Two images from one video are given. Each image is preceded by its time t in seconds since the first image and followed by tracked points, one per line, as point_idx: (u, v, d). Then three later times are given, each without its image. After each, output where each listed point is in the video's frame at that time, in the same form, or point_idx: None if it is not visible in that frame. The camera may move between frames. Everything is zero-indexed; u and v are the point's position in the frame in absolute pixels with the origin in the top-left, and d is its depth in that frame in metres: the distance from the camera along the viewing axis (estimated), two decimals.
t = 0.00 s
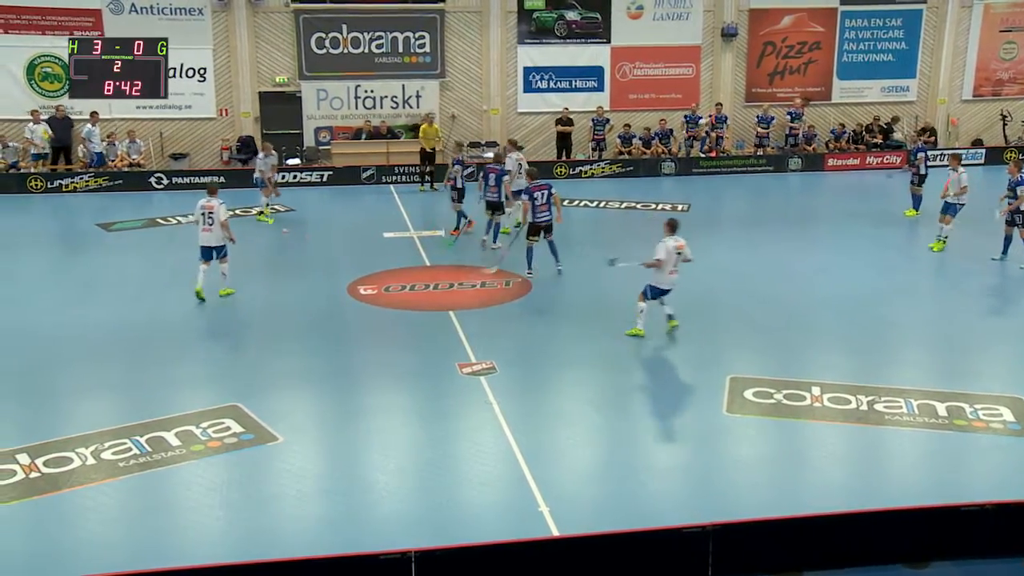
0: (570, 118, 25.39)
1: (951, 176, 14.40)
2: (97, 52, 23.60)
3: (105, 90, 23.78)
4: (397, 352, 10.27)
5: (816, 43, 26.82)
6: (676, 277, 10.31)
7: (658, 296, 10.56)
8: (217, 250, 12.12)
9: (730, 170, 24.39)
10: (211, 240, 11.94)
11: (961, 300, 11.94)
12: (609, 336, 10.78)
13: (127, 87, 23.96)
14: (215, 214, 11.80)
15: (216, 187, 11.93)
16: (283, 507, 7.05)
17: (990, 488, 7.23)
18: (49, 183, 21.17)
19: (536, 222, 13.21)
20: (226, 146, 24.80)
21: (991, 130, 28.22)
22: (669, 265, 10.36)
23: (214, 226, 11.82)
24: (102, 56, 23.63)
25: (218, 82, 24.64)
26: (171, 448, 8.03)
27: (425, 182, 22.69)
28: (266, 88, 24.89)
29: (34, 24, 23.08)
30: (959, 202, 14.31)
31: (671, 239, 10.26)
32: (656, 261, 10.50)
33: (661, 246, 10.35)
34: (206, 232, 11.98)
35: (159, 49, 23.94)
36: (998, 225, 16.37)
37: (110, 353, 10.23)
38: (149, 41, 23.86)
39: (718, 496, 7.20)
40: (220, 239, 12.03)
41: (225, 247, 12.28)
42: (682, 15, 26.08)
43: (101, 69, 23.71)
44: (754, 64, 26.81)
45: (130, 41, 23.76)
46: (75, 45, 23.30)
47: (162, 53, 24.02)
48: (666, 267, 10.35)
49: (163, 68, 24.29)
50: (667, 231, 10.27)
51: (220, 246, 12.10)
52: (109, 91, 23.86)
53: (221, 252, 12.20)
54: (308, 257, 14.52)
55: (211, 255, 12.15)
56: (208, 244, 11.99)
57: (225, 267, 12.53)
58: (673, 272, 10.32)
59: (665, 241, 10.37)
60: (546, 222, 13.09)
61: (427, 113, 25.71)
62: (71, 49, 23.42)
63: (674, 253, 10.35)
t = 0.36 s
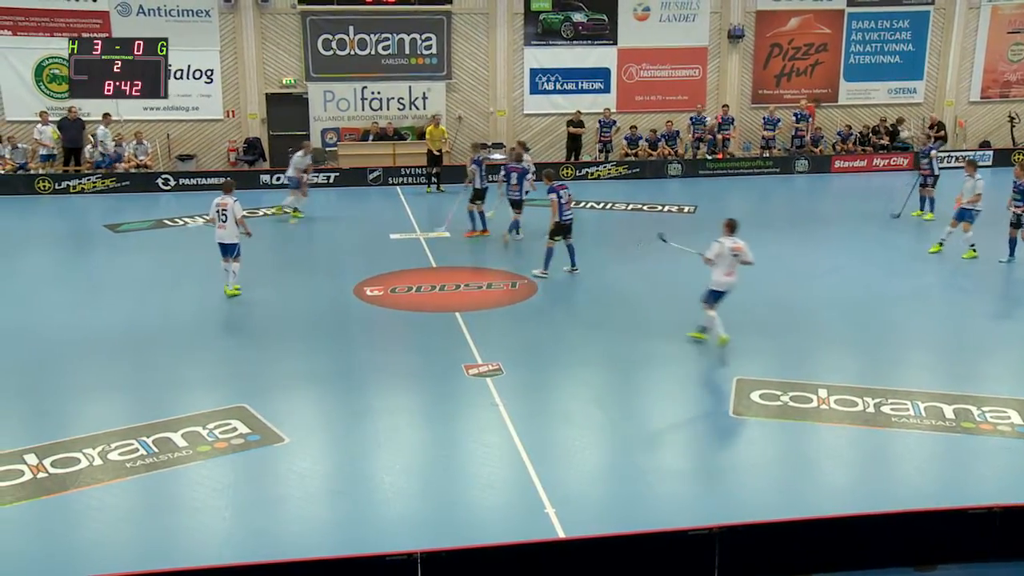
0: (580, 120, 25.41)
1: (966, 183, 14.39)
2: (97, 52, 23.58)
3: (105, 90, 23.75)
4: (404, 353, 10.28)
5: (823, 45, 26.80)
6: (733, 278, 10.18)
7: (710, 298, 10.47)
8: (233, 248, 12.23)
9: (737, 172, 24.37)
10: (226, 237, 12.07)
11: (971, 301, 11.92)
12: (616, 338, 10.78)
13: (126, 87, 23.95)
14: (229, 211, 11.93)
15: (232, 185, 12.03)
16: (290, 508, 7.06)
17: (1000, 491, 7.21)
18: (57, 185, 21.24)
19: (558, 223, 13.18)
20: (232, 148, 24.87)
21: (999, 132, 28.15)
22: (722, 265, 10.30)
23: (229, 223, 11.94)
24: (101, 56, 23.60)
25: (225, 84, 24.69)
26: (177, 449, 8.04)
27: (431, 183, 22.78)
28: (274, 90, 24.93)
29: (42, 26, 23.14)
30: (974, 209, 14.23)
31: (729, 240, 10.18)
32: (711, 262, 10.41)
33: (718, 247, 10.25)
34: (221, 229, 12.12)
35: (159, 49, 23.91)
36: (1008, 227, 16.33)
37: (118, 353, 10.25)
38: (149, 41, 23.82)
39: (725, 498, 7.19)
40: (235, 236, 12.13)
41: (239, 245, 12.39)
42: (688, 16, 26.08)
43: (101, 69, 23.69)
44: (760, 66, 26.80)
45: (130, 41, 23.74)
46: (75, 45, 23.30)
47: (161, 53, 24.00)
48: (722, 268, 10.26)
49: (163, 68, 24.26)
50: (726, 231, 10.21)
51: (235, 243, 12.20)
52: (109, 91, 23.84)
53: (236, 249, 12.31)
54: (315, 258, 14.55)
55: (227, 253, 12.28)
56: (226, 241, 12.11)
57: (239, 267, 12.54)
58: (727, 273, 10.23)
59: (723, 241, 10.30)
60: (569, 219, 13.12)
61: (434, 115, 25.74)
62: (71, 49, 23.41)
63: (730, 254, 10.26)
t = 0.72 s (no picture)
0: (591, 121, 25.41)
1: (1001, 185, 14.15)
2: (97, 52, 23.59)
3: (105, 90, 23.73)
4: (413, 354, 10.29)
5: (832, 46, 26.74)
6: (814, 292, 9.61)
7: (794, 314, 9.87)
8: (241, 246, 12.26)
9: (745, 173, 24.34)
10: (235, 235, 12.13)
11: (984, 303, 11.89)
12: (625, 339, 10.79)
13: (126, 87, 23.91)
14: (237, 210, 12.02)
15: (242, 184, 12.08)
16: (298, 508, 7.07)
17: (1011, 493, 7.18)
18: (66, 185, 21.32)
19: (578, 225, 13.07)
20: (241, 148, 24.93)
21: (1009, 134, 28.06)
22: (803, 280, 9.71)
23: (237, 220, 12.06)
24: (101, 56, 23.61)
25: (234, 85, 24.74)
26: (186, 449, 8.05)
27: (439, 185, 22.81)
28: (282, 91, 24.97)
29: (53, 27, 23.25)
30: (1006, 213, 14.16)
31: (809, 253, 9.62)
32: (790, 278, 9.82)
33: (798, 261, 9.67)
34: (231, 228, 12.21)
35: (159, 49, 23.91)
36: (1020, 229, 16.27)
37: (128, 354, 10.28)
38: (149, 41, 23.84)
39: (732, 500, 7.17)
40: (244, 234, 12.19)
41: (249, 244, 12.42)
42: (697, 18, 26.07)
43: (101, 69, 23.69)
44: (769, 67, 26.76)
45: (130, 41, 23.76)
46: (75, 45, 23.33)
47: (161, 53, 23.99)
48: (804, 283, 9.66)
49: (163, 69, 24.25)
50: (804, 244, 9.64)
51: (244, 241, 12.25)
52: (109, 90, 23.80)
53: (245, 248, 12.34)
54: (325, 258, 14.57)
55: (237, 252, 12.32)
56: (235, 239, 12.21)
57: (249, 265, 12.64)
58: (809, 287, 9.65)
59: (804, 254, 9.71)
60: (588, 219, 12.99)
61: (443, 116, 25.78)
62: (71, 49, 23.44)
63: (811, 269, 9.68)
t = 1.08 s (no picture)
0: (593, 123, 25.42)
1: None
2: (97, 52, 23.60)
3: (105, 90, 23.73)
4: (415, 356, 10.29)
5: (835, 48, 26.72)
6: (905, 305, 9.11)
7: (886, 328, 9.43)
8: (244, 251, 12.17)
9: (748, 175, 24.33)
10: (238, 240, 12.03)
11: (988, 305, 11.88)
12: (628, 341, 10.78)
13: (126, 87, 23.91)
14: (240, 214, 11.93)
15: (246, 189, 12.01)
16: (300, 510, 7.07)
17: (1014, 495, 7.17)
18: (69, 187, 21.35)
19: (583, 226, 13.07)
20: (244, 150, 24.96)
21: (1012, 135, 28.05)
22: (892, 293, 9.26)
23: (241, 225, 11.96)
24: (101, 56, 23.62)
25: (237, 87, 24.77)
26: (188, 450, 8.05)
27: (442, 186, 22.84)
28: (285, 92, 24.98)
29: (58, 29, 23.30)
30: None
31: (895, 265, 9.18)
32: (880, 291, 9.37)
33: (885, 275, 9.24)
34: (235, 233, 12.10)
35: (159, 49, 23.93)
36: None
37: (130, 355, 10.28)
38: (149, 41, 23.87)
39: (734, 502, 7.16)
40: (246, 239, 12.09)
41: (251, 249, 12.30)
42: (700, 19, 26.05)
43: (101, 69, 23.69)
44: (772, 69, 26.76)
45: (130, 41, 23.76)
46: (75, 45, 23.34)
47: (161, 53, 24.00)
48: (894, 299, 9.23)
49: (163, 68, 24.26)
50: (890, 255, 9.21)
51: (246, 247, 12.14)
52: (109, 90, 23.81)
53: (247, 253, 12.23)
54: (327, 260, 14.58)
55: (240, 256, 12.22)
56: (238, 244, 12.11)
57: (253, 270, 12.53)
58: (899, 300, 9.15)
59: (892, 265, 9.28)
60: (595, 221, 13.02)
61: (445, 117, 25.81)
62: (71, 49, 23.45)
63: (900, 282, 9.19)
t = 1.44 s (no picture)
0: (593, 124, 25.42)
1: None
2: (97, 52, 23.61)
3: (105, 90, 23.73)
4: (415, 357, 10.29)
5: (835, 49, 26.73)
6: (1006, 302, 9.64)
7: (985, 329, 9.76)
8: (236, 255, 12.14)
9: (748, 176, 24.32)
10: (229, 244, 12.01)
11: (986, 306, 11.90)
12: (627, 342, 10.78)
13: (127, 87, 23.91)
14: (231, 219, 11.91)
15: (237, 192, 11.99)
16: (300, 511, 7.07)
17: (1013, 497, 7.16)
18: (69, 188, 21.33)
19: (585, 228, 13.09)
20: (244, 151, 24.97)
21: (1011, 137, 28.06)
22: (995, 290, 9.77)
23: (232, 229, 11.92)
24: (102, 56, 23.63)
25: (236, 88, 24.76)
26: (188, 452, 8.05)
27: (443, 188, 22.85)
28: (285, 93, 24.98)
29: (58, 30, 23.32)
30: None
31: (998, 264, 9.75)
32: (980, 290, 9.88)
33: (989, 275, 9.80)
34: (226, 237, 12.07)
35: (159, 49, 23.94)
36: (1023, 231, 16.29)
37: (129, 357, 10.27)
38: (149, 41, 23.88)
39: (734, 504, 7.15)
40: (238, 244, 12.05)
41: (245, 253, 12.28)
42: (700, 20, 26.06)
43: (101, 69, 23.69)
44: (772, 70, 26.76)
45: (130, 41, 23.79)
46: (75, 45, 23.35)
47: (162, 53, 24.01)
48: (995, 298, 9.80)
49: (163, 68, 24.26)
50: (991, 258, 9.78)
51: (238, 251, 12.12)
52: (109, 91, 23.81)
53: (242, 257, 12.20)
54: (326, 261, 14.58)
55: (231, 260, 12.20)
56: (229, 249, 12.08)
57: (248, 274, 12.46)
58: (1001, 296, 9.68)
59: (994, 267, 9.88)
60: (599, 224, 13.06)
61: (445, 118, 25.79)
62: (71, 49, 23.46)
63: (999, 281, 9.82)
